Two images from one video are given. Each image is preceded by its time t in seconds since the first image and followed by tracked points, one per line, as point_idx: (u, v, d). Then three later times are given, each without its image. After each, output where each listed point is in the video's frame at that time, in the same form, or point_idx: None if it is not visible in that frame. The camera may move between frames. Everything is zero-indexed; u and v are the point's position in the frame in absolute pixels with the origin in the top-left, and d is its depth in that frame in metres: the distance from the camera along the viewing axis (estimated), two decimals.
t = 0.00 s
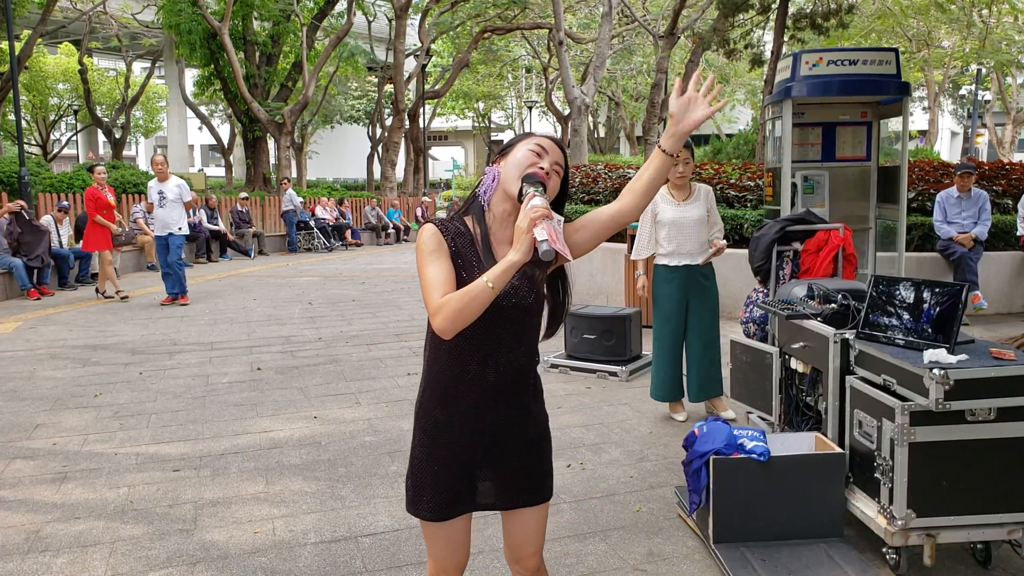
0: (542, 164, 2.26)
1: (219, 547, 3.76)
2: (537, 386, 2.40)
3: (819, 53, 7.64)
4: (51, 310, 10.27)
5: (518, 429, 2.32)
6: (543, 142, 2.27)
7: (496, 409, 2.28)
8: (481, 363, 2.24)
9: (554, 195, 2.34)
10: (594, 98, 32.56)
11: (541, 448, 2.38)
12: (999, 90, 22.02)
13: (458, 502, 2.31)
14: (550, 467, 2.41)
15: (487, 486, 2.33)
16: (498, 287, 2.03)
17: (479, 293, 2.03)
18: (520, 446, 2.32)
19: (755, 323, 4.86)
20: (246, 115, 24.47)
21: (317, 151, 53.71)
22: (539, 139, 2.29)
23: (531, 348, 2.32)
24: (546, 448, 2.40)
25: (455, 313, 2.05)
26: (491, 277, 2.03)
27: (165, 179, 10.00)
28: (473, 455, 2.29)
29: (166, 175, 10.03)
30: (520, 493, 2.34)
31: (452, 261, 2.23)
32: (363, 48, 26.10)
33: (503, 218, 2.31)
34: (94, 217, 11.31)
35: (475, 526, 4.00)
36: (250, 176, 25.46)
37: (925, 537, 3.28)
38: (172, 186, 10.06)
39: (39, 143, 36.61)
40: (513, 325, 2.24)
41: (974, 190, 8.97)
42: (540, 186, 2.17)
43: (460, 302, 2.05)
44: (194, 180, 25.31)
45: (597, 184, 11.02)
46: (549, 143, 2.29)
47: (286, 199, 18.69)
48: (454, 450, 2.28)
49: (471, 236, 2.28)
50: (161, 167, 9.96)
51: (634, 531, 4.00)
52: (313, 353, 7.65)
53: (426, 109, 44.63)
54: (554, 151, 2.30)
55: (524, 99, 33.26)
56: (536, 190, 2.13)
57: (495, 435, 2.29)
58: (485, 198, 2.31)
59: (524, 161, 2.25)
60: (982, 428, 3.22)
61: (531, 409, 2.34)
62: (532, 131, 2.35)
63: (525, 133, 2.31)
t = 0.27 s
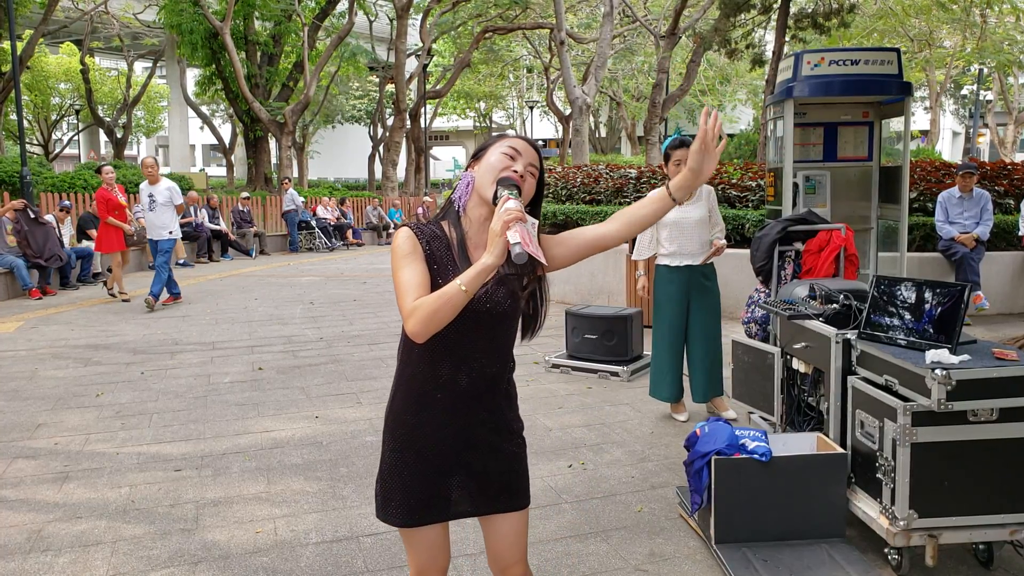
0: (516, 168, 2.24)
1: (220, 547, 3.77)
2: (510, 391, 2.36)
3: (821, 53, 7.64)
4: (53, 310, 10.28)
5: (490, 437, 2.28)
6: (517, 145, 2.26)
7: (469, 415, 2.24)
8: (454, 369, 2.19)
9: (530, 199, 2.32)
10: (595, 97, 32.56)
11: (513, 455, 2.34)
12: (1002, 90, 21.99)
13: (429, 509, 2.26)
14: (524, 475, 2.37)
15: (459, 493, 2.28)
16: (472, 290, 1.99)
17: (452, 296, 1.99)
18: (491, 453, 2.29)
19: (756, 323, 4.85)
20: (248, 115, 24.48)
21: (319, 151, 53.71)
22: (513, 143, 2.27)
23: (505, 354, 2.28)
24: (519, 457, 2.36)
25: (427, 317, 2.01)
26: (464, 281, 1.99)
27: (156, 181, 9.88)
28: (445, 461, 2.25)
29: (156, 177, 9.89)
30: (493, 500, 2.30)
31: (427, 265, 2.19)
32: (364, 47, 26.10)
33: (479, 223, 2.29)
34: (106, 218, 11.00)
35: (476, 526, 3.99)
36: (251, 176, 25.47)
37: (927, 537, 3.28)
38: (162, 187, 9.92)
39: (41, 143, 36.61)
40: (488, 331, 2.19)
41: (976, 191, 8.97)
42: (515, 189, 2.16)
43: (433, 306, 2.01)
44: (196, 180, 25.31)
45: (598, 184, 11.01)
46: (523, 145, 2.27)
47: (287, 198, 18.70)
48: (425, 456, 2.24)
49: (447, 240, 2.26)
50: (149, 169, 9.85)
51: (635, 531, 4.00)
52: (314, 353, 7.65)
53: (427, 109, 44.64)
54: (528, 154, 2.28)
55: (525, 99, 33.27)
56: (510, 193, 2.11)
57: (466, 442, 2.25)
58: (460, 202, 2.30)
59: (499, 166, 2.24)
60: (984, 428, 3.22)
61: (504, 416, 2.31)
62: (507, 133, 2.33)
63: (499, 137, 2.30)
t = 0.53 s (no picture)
0: (498, 167, 2.24)
1: (224, 545, 3.77)
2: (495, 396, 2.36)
3: (825, 52, 7.64)
4: (57, 309, 10.29)
5: (473, 441, 2.28)
6: (499, 143, 2.26)
7: (451, 417, 2.24)
8: (435, 371, 2.19)
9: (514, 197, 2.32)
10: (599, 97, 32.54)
11: (498, 459, 2.33)
12: (1008, 89, 21.90)
13: (411, 512, 2.26)
14: (509, 479, 2.35)
15: (443, 498, 2.27)
16: (457, 291, 2.01)
17: (437, 299, 2.01)
18: (475, 456, 2.28)
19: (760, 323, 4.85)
20: (251, 115, 24.50)
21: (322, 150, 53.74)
22: (493, 141, 2.27)
23: (488, 359, 2.28)
24: (503, 462, 2.35)
25: (412, 320, 2.03)
26: (450, 283, 2.01)
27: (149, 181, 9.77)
28: (426, 464, 2.24)
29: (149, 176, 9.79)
30: (478, 503, 2.29)
31: (412, 268, 2.20)
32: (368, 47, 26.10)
33: (465, 225, 2.29)
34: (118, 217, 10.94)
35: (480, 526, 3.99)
36: (255, 176, 25.50)
37: (933, 539, 3.27)
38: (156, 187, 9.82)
39: (46, 143, 36.68)
40: (471, 333, 2.20)
41: (981, 190, 8.94)
42: (498, 189, 2.16)
43: (419, 310, 2.03)
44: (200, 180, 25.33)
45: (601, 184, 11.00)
46: (504, 143, 2.27)
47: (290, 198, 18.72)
48: (406, 459, 2.24)
49: (432, 242, 2.26)
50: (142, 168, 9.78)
51: (639, 531, 3.99)
52: (318, 352, 7.65)
53: (431, 109, 44.66)
54: (510, 153, 2.28)
55: (529, 98, 33.27)
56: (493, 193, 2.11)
57: (447, 445, 2.25)
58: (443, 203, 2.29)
59: (480, 165, 2.24)
60: (991, 429, 3.22)
61: (487, 420, 2.30)
62: (488, 132, 2.33)
63: (480, 137, 2.29)
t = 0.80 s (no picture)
0: (502, 156, 2.24)
1: (249, 540, 3.79)
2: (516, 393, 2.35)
3: (854, 49, 7.49)
4: (85, 306, 10.42)
5: (492, 438, 2.27)
6: (499, 134, 2.26)
7: (469, 414, 2.23)
8: (452, 368, 2.20)
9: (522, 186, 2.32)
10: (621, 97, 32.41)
11: (518, 457, 2.32)
12: None
13: (430, 509, 2.26)
14: (530, 476, 2.34)
15: (462, 494, 2.27)
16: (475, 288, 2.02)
17: (456, 297, 2.03)
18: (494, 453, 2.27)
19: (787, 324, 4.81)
20: (275, 115, 24.67)
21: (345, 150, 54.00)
22: (494, 132, 2.27)
23: (507, 356, 2.27)
24: (524, 459, 2.34)
25: (432, 319, 2.05)
26: (466, 280, 2.02)
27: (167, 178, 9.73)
28: (445, 460, 2.24)
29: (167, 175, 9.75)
30: (497, 501, 2.28)
31: (429, 268, 2.21)
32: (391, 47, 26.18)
33: (476, 221, 2.29)
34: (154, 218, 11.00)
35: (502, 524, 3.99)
36: (279, 175, 25.67)
37: (964, 546, 3.23)
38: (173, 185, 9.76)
39: (75, 143, 37.17)
40: (489, 331, 2.20)
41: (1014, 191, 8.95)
42: (506, 181, 2.16)
43: (439, 309, 2.04)
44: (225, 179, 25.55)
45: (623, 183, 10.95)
46: (506, 133, 2.28)
47: (314, 197, 18.84)
48: (425, 456, 2.24)
49: (445, 240, 2.26)
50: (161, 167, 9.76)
51: (662, 532, 3.97)
52: (341, 350, 7.69)
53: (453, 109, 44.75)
54: (513, 141, 2.28)
55: (551, 98, 33.20)
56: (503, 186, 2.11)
57: (466, 441, 2.24)
58: (452, 201, 2.30)
59: (485, 158, 2.24)
60: None
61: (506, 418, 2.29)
62: (486, 124, 2.33)
63: (480, 130, 2.29)
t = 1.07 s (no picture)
0: (517, 151, 2.24)
1: (278, 534, 3.83)
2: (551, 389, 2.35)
3: (890, 45, 7.41)
4: (119, 302, 10.58)
5: (528, 435, 2.27)
6: (510, 126, 2.25)
7: (505, 411, 2.23)
8: (489, 365, 2.20)
9: (540, 179, 2.32)
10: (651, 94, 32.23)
11: (554, 454, 2.32)
12: None
13: (467, 505, 2.26)
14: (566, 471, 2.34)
15: (500, 490, 2.27)
16: (502, 294, 2.02)
17: (485, 304, 2.03)
18: (529, 450, 2.27)
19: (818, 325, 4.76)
20: (306, 113, 24.86)
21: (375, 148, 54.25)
22: (506, 125, 2.27)
23: (541, 353, 2.27)
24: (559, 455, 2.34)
25: (461, 327, 2.06)
26: (492, 285, 2.02)
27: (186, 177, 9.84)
28: (481, 457, 2.25)
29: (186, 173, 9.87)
30: (535, 497, 2.28)
31: (455, 271, 2.21)
32: (420, 46, 26.27)
33: (499, 219, 2.29)
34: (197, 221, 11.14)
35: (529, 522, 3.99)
36: (309, 173, 25.87)
37: (1000, 551, 3.17)
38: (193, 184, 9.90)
39: (111, 141, 37.73)
40: (522, 330, 2.20)
41: None
42: (526, 180, 2.16)
43: (469, 316, 2.05)
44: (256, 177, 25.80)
45: (653, 181, 10.90)
46: (518, 126, 2.27)
47: (343, 195, 18.97)
48: (462, 453, 2.24)
49: (471, 240, 2.26)
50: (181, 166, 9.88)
51: (690, 533, 3.95)
52: (369, 347, 7.73)
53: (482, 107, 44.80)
54: (527, 134, 2.28)
55: (580, 96, 33.11)
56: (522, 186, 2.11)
57: (502, 438, 2.24)
58: (473, 200, 2.29)
59: (502, 155, 2.24)
60: None
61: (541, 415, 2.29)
62: (496, 116, 2.31)
63: (491, 124, 2.29)
